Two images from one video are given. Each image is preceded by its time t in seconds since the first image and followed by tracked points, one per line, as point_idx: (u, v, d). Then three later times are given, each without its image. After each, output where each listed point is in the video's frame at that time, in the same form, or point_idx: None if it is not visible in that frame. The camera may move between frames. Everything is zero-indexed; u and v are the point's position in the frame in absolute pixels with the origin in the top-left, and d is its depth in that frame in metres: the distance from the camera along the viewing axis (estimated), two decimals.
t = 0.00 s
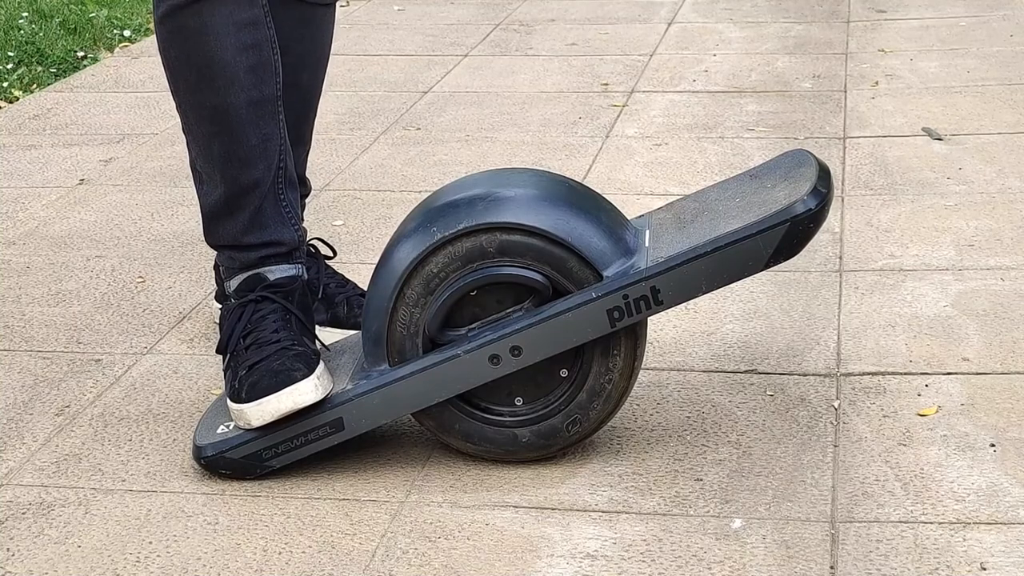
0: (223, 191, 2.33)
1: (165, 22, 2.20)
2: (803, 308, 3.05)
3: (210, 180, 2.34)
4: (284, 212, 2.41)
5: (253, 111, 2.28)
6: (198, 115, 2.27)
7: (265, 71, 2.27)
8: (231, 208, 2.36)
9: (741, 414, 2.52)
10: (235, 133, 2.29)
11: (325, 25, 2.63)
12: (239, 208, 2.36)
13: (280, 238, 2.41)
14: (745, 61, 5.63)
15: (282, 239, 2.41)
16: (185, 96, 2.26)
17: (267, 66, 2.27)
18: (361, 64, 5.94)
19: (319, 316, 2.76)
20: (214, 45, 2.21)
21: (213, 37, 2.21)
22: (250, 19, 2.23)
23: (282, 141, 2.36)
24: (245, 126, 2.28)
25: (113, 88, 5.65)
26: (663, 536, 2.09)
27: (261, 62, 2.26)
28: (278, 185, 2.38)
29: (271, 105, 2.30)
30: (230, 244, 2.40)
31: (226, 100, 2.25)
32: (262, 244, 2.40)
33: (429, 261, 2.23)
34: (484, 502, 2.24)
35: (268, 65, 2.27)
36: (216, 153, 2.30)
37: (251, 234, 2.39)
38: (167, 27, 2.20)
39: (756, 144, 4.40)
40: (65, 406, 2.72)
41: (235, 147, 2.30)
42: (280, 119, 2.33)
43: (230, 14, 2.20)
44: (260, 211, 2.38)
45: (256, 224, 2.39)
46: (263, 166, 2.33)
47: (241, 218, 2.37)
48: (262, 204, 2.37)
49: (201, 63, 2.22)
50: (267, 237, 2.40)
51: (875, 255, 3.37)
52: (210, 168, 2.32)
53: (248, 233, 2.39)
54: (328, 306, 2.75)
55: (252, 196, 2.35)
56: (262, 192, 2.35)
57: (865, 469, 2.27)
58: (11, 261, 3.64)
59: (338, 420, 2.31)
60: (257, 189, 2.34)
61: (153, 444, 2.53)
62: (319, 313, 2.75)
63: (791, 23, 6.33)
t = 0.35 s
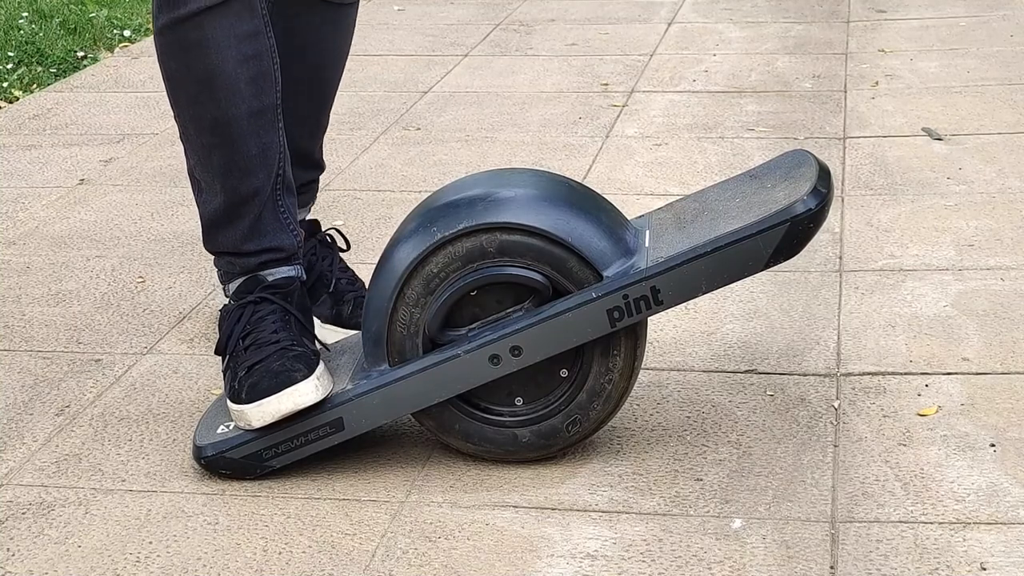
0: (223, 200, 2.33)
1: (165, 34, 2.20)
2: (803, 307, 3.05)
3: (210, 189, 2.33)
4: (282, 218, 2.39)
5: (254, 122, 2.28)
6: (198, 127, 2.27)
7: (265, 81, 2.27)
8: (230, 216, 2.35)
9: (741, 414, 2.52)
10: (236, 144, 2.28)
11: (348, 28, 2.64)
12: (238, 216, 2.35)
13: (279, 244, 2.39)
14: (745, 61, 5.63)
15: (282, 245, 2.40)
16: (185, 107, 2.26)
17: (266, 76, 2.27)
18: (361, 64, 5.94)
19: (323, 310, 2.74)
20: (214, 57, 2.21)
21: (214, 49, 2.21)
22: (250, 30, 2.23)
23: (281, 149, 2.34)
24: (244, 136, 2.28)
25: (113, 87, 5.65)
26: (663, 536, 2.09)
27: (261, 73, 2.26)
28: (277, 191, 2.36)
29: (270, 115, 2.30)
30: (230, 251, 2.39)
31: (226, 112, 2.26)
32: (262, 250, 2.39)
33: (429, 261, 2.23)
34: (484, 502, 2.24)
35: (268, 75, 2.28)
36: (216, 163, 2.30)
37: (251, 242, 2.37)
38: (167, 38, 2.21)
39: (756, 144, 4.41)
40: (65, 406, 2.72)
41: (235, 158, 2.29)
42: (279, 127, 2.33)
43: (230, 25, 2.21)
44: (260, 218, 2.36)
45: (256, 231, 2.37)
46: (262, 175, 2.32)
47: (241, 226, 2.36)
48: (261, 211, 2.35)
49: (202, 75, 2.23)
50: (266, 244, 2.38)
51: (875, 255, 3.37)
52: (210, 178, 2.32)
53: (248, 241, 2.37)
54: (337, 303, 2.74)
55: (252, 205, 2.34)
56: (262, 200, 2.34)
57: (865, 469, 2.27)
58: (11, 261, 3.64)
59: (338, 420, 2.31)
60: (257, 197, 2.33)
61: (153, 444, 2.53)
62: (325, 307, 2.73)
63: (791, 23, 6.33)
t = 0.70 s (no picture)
0: (222, 191, 2.31)
1: (161, 21, 2.19)
2: (803, 307, 3.05)
3: (209, 181, 2.32)
4: (281, 210, 2.40)
5: (251, 110, 2.28)
6: (196, 115, 2.26)
7: (260, 68, 2.27)
8: (229, 208, 2.34)
9: (741, 414, 2.52)
10: (234, 132, 2.28)
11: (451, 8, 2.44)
12: (238, 208, 2.34)
13: (279, 236, 2.40)
14: (745, 61, 5.63)
15: (281, 238, 2.40)
16: (181, 95, 2.25)
17: (261, 63, 2.28)
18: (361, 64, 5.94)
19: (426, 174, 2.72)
20: (212, 43, 2.21)
21: (211, 35, 2.20)
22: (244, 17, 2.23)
23: (278, 140, 2.35)
24: (243, 123, 2.28)
25: (113, 87, 5.65)
26: (663, 536, 2.09)
27: (256, 60, 2.26)
28: (275, 183, 2.36)
29: (266, 102, 2.30)
30: (229, 245, 2.38)
31: (224, 99, 2.25)
32: (261, 243, 2.39)
33: (429, 261, 2.23)
34: (484, 502, 2.25)
35: (262, 62, 2.28)
36: (214, 152, 2.29)
37: (251, 233, 2.37)
38: (163, 26, 2.19)
39: (756, 144, 4.41)
40: (65, 406, 2.72)
41: (234, 146, 2.28)
42: (275, 117, 2.33)
43: (225, 11, 2.21)
44: (259, 210, 2.36)
45: (255, 223, 2.37)
46: (261, 165, 2.32)
47: (241, 218, 2.35)
48: (261, 203, 2.35)
49: (199, 62, 2.22)
50: (266, 236, 2.38)
51: (875, 255, 3.37)
52: (209, 169, 2.30)
53: (247, 233, 2.37)
54: (438, 168, 2.70)
55: (251, 195, 2.33)
56: (261, 190, 2.34)
57: (865, 469, 2.27)
58: (11, 261, 3.64)
59: (338, 420, 2.31)
60: (256, 188, 2.33)
61: (153, 444, 2.53)
62: (427, 170, 2.71)
63: (791, 23, 6.33)
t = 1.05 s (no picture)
0: (221, 189, 2.31)
1: (157, 20, 2.19)
2: (803, 307, 3.06)
3: (207, 179, 2.31)
4: (281, 209, 2.39)
5: (248, 108, 2.28)
6: (193, 113, 2.26)
7: (256, 65, 2.27)
8: (228, 207, 2.33)
9: (741, 414, 2.52)
10: (232, 130, 2.27)
11: None
12: (237, 206, 2.33)
13: (279, 235, 2.39)
14: (745, 61, 5.63)
15: (280, 237, 2.39)
16: (178, 94, 2.25)
17: (257, 60, 2.27)
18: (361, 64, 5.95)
19: (624, 96, 2.44)
20: (207, 41, 2.21)
21: (206, 33, 2.20)
22: (240, 14, 2.23)
23: (275, 139, 2.35)
24: (240, 122, 2.27)
25: (113, 87, 5.65)
26: (663, 536, 2.09)
27: (252, 58, 2.26)
28: (274, 182, 2.36)
29: (264, 100, 2.30)
30: (229, 244, 2.37)
31: (221, 96, 2.25)
32: (261, 241, 2.38)
33: (428, 261, 2.23)
34: (484, 502, 2.25)
35: (258, 59, 2.28)
36: (212, 151, 2.28)
37: (250, 232, 2.36)
38: (158, 24, 2.19)
39: (756, 144, 4.41)
40: (65, 406, 2.72)
41: (232, 144, 2.28)
42: (273, 116, 2.33)
43: (221, 9, 2.20)
44: (259, 208, 2.35)
45: (255, 222, 2.36)
46: (260, 163, 2.31)
47: (240, 217, 2.34)
48: (260, 201, 2.34)
49: (196, 60, 2.22)
50: (266, 235, 2.37)
51: (875, 255, 3.37)
52: (207, 167, 2.30)
53: (247, 232, 2.36)
54: (633, 85, 2.41)
55: (249, 194, 2.32)
56: (260, 188, 2.33)
57: (865, 469, 2.27)
58: (11, 261, 3.65)
59: (337, 420, 2.31)
60: (255, 186, 2.32)
61: (153, 443, 2.53)
62: (626, 91, 2.43)
63: (791, 23, 6.33)
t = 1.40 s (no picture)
0: (213, 190, 2.31)
1: (150, 20, 2.20)
2: (803, 308, 3.05)
3: (200, 180, 2.31)
4: (275, 210, 2.38)
5: (240, 109, 2.28)
6: (185, 114, 2.26)
7: (250, 67, 2.27)
8: (220, 208, 2.33)
9: (741, 414, 2.52)
10: (223, 130, 2.28)
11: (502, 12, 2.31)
12: (229, 207, 2.33)
13: (272, 236, 2.37)
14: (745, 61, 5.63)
15: (274, 238, 2.38)
16: (170, 94, 2.26)
17: (251, 62, 2.27)
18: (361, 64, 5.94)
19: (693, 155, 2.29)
20: (200, 41, 2.21)
21: (198, 34, 2.21)
22: (234, 16, 2.23)
23: (269, 140, 2.34)
24: (232, 123, 2.28)
25: (113, 88, 5.64)
26: (663, 536, 2.09)
27: (245, 60, 2.26)
28: (268, 183, 2.35)
29: (256, 102, 2.30)
30: (222, 245, 2.36)
31: (213, 97, 2.25)
32: (254, 243, 2.37)
33: (428, 261, 2.23)
34: (484, 502, 2.25)
35: (252, 61, 2.28)
36: (204, 151, 2.28)
37: (243, 234, 2.35)
38: (151, 24, 2.20)
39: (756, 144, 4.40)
40: (65, 406, 2.72)
41: (224, 145, 2.28)
42: (266, 117, 2.32)
43: (214, 11, 2.20)
44: (251, 209, 2.34)
45: (247, 223, 2.35)
46: (252, 164, 2.31)
47: (232, 218, 2.34)
48: (252, 202, 2.34)
49: (188, 61, 2.22)
50: (257, 236, 2.36)
51: (875, 255, 3.37)
52: (200, 167, 2.30)
53: (239, 233, 2.35)
54: (696, 142, 2.26)
55: (242, 194, 2.32)
56: (252, 189, 2.32)
57: (865, 469, 2.27)
58: (11, 262, 3.65)
59: (337, 420, 2.31)
60: (247, 187, 2.32)
61: (152, 444, 2.53)
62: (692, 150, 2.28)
63: (791, 23, 6.33)
